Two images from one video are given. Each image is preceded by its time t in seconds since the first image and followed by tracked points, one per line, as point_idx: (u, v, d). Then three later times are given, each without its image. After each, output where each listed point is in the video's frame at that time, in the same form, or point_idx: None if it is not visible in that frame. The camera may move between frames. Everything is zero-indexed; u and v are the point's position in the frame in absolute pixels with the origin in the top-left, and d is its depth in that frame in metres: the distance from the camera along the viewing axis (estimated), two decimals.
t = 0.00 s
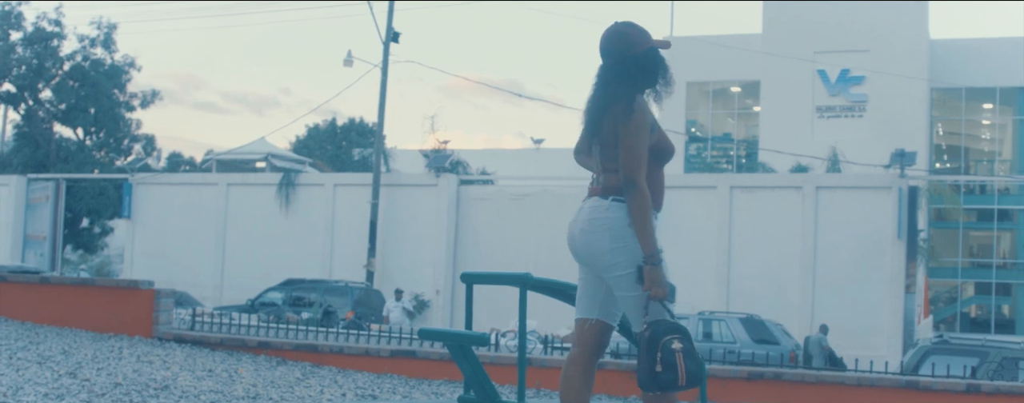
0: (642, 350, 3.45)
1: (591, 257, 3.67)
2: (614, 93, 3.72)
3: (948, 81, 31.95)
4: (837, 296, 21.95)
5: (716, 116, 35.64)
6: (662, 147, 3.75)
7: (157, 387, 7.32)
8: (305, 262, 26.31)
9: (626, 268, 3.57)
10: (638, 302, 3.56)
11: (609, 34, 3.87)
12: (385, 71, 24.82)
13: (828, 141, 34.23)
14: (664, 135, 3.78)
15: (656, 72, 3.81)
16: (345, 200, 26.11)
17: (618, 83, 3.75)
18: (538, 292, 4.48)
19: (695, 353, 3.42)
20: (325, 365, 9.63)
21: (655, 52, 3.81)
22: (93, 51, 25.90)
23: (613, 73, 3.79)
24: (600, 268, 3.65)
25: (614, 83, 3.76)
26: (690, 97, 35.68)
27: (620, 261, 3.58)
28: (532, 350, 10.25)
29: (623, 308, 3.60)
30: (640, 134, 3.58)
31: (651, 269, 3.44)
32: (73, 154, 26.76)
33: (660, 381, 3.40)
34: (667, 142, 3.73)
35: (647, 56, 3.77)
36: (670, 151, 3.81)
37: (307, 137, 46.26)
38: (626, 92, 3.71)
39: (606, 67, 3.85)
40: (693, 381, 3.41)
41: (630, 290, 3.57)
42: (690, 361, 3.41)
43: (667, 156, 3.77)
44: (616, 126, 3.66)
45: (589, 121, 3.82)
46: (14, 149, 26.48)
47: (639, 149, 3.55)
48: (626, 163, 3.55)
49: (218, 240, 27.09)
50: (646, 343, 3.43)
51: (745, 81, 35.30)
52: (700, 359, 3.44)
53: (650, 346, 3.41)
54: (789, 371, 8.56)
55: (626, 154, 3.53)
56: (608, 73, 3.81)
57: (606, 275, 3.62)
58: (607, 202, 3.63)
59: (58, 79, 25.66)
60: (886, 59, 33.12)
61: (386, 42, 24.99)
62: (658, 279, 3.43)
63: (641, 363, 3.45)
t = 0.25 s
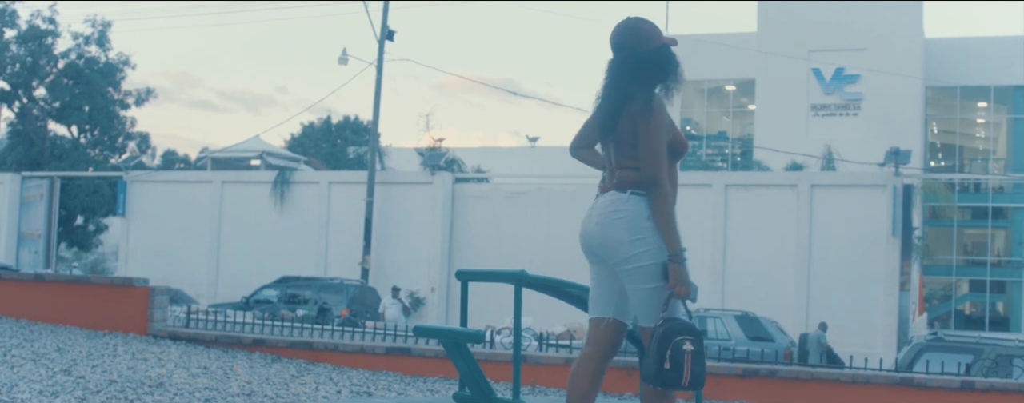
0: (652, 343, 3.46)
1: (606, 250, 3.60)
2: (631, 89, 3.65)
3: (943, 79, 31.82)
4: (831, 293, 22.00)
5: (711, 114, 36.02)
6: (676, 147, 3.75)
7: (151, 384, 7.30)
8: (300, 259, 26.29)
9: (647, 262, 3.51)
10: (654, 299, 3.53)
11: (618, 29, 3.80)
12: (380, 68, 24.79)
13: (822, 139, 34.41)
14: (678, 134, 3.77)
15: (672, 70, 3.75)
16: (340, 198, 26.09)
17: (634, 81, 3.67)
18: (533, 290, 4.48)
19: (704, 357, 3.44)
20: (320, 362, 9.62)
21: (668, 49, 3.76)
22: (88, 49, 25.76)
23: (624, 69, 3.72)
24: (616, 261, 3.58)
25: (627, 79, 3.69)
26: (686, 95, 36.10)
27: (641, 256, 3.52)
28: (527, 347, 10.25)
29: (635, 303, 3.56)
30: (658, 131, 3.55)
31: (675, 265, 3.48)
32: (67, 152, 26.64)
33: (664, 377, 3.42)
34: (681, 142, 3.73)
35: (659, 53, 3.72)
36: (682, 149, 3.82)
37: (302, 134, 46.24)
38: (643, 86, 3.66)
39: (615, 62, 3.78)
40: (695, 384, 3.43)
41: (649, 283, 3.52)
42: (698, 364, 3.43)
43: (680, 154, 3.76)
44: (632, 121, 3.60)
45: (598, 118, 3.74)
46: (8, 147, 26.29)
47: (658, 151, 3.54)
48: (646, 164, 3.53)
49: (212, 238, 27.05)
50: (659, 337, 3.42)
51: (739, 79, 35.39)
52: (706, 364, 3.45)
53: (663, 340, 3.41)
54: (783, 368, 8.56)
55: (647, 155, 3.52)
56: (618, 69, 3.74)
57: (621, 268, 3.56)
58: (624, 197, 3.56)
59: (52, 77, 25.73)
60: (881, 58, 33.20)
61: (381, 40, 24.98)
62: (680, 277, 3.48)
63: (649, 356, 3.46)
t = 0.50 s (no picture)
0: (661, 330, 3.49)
1: (623, 239, 3.62)
2: (648, 82, 3.66)
3: (938, 74, 32.63)
4: (826, 287, 22.05)
5: (707, 109, 36.22)
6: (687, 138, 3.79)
7: (147, 379, 7.30)
8: (296, 254, 26.29)
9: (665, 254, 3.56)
10: (667, 291, 3.58)
11: (629, 19, 3.79)
12: (375, 63, 24.74)
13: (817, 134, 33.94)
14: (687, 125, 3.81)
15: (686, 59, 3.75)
16: (336, 193, 26.07)
17: (650, 72, 3.67)
18: (529, 284, 4.47)
19: (710, 352, 3.49)
20: (315, 357, 9.61)
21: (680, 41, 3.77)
22: (83, 42, 25.52)
23: (638, 60, 3.72)
24: (632, 252, 3.60)
25: (641, 70, 3.69)
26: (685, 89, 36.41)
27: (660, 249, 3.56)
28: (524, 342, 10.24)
29: (646, 292, 3.59)
30: (677, 126, 3.59)
31: (695, 259, 3.52)
32: (62, 146, 26.56)
33: (671, 365, 3.45)
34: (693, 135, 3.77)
35: (672, 46, 3.73)
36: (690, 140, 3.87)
37: (297, 128, 46.20)
38: (659, 78, 3.66)
39: (627, 52, 3.78)
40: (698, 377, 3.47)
41: (665, 274, 3.56)
42: (703, 358, 3.48)
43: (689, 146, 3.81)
44: (651, 115, 3.61)
45: (610, 108, 3.74)
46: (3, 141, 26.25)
47: (678, 146, 3.58)
48: (667, 159, 3.57)
49: (207, 233, 27.03)
50: (671, 325, 3.46)
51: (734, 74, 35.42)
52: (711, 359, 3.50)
53: (675, 328, 3.44)
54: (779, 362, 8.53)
55: (668, 150, 3.56)
56: (631, 60, 3.74)
57: (638, 258, 3.58)
58: (643, 190, 3.60)
59: (47, 71, 25.53)
60: (877, 52, 33.22)
61: (376, 34, 24.93)
62: (701, 271, 3.52)
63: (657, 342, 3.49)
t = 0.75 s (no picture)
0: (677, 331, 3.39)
1: (636, 239, 3.45)
2: (660, 81, 3.49)
3: (933, 72, 32.81)
4: (822, 285, 22.07)
5: (703, 106, 35.75)
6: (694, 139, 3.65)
7: (143, 376, 7.29)
8: (292, 251, 26.28)
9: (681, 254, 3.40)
10: (679, 291, 3.42)
11: (636, 17, 3.61)
12: (372, 60, 24.72)
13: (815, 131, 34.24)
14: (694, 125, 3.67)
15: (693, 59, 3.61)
16: (332, 190, 26.03)
17: (662, 72, 3.50)
18: (525, 282, 4.44)
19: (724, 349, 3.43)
20: (312, 355, 9.61)
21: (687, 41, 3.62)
22: (80, 39, 25.47)
23: (646, 59, 3.54)
24: (646, 251, 3.43)
25: (651, 69, 3.52)
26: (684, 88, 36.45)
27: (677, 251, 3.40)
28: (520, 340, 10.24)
29: (655, 291, 3.42)
30: (694, 125, 3.45)
31: (707, 260, 3.41)
32: (59, 143, 26.24)
33: (693, 365, 3.37)
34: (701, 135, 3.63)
35: (679, 46, 3.56)
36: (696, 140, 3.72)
37: (294, 126, 46.17)
38: (671, 78, 3.50)
39: (634, 52, 3.59)
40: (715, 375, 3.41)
41: (678, 273, 3.40)
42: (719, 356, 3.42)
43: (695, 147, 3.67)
44: (666, 116, 3.45)
45: (619, 109, 3.56)
46: None
47: (693, 147, 3.43)
48: (684, 160, 3.42)
49: (203, 230, 27.00)
50: (690, 326, 3.36)
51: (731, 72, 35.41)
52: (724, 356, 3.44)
53: (695, 328, 3.36)
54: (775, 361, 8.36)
55: (684, 151, 3.41)
56: (638, 60, 3.56)
57: (651, 256, 3.42)
58: (657, 190, 3.44)
59: (43, 68, 25.39)
60: (873, 51, 33.26)
61: (373, 31, 24.90)
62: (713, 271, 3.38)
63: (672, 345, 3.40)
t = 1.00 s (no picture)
0: (702, 338, 3.50)
1: (645, 238, 3.34)
2: (669, 80, 3.37)
3: (930, 71, 33.16)
4: (818, 284, 22.09)
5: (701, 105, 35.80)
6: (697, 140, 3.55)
7: (140, 375, 7.28)
8: (289, 250, 26.27)
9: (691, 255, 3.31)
10: (684, 291, 3.32)
11: (643, 17, 3.48)
12: (369, 59, 24.72)
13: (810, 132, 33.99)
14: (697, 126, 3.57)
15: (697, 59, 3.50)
16: (328, 189, 26.02)
17: (671, 71, 3.38)
18: (521, 281, 4.41)
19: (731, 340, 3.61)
20: (309, 353, 9.59)
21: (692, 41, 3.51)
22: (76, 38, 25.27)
23: (652, 59, 3.42)
24: (654, 250, 3.33)
25: (659, 69, 3.40)
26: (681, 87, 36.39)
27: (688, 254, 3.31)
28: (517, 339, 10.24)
29: (662, 290, 3.31)
30: (706, 125, 3.34)
31: (714, 262, 3.32)
32: (54, 142, 26.08)
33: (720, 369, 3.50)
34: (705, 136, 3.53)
35: (686, 47, 3.45)
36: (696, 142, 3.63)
37: (291, 125, 46.17)
38: (680, 77, 3.38)
39: (640, 51, 3.46)
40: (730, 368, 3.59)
41: (686, 272, 3.30)
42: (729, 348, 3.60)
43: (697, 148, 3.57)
44: (677, 117, 3.34)
45: (625, 108, 3.43)
46: None
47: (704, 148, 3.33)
48: (694, 162, 3.32)
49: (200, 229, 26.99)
50: (715, 333, 3.49)
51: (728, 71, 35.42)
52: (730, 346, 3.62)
53: (721, 335, 3.49)
54: (772, 359, 8.27)
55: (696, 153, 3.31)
56: (645, 60, 3.44)
57: (659, 254, 3.31)
58: (666, 190, 3.33)
59: (40, 67, 25.30)
60: (870, 50, 33.31)
61: (370, 30, 24.89)
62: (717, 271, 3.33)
63: (700, 354, 3.50)
